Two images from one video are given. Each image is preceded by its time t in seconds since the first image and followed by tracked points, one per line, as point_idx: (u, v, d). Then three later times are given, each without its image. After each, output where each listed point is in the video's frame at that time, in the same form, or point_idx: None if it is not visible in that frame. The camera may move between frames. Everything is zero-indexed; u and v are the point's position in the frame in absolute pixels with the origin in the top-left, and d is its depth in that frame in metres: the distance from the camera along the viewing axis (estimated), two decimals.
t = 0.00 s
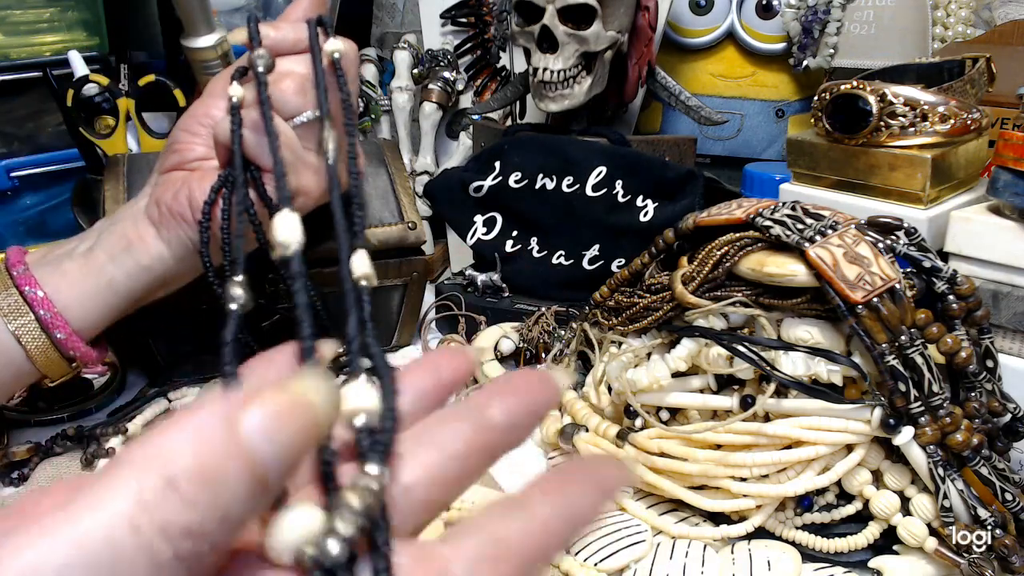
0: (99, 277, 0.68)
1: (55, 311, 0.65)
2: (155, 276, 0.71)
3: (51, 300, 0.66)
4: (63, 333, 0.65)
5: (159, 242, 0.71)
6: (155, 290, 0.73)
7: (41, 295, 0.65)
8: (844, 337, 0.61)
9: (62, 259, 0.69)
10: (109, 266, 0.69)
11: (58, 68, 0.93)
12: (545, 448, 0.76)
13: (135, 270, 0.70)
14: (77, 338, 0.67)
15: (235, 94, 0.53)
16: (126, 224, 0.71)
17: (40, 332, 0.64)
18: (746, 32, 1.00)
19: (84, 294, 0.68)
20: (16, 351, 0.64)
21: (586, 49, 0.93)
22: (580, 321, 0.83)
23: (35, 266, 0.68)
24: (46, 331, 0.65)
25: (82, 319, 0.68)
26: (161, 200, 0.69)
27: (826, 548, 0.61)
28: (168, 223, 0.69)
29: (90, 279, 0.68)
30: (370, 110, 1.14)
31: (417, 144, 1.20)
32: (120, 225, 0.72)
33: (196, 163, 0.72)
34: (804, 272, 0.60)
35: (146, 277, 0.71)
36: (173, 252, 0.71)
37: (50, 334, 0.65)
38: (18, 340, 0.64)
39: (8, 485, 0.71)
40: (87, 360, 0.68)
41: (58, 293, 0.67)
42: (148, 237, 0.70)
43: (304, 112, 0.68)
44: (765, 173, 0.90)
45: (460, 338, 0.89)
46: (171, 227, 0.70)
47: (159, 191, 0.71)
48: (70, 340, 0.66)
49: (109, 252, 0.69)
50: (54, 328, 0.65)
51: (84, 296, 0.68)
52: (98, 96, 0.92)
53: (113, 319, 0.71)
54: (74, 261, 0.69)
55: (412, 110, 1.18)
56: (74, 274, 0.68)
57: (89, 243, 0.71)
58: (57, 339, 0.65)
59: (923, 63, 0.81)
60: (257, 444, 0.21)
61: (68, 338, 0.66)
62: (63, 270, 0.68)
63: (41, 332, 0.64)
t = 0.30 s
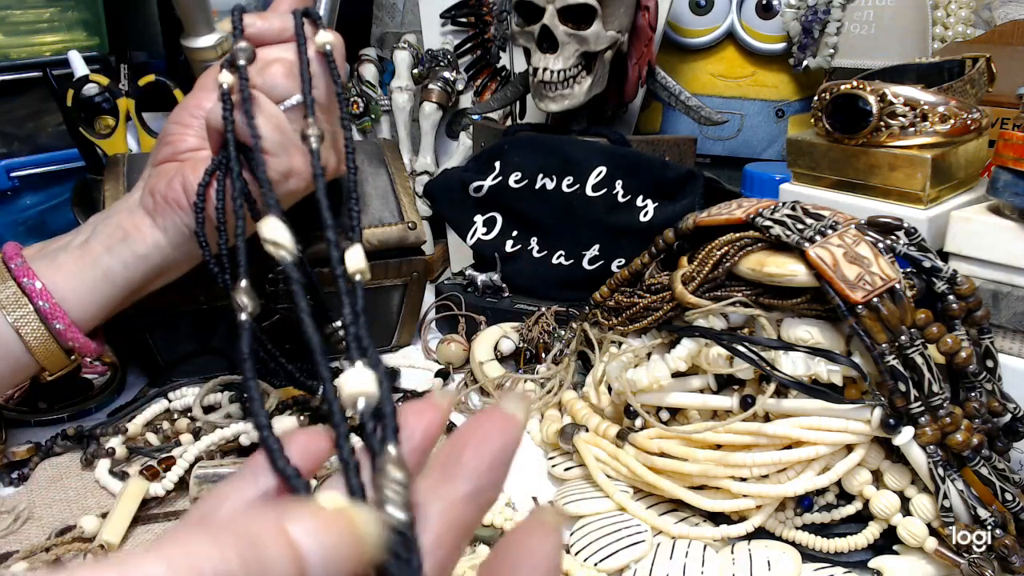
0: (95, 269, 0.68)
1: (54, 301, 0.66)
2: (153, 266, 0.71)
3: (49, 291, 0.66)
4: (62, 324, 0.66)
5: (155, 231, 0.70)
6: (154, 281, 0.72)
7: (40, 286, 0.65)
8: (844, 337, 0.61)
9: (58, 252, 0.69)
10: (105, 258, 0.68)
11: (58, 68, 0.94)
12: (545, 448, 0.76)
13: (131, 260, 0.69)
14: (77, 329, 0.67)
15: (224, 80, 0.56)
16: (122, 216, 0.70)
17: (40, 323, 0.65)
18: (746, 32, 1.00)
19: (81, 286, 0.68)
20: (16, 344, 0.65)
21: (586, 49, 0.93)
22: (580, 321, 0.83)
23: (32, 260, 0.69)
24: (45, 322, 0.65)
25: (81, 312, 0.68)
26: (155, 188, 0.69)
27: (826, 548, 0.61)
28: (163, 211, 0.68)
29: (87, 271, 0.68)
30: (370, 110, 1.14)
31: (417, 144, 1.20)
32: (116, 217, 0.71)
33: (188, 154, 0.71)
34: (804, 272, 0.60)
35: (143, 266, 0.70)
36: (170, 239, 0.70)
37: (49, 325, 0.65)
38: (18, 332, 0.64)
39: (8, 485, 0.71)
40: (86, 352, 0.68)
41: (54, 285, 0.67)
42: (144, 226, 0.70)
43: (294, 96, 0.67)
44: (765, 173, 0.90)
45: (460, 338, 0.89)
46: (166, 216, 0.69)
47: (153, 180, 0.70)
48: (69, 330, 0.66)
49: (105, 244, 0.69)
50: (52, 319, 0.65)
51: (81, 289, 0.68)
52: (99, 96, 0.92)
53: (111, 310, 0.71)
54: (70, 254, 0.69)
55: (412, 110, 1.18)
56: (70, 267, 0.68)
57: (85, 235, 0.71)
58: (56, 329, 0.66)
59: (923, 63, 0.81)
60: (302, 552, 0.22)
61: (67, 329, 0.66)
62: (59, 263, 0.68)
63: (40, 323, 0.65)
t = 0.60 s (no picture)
0: (86, 270, 0.67)
1: (44, 304, 0.65)
2: (145, 267, 0.70)
3: (39, 293, 0.66)
4: (52, 326, 0.65)
5: (147, 230, 0.69)
6: (147, 281, 0.72)
7: (29, 288, 0.65)
8: (846, 337, 0.61)
9: (48, 252, 0.68)
10: (97, 258, 0.68)
11: (55, 66, 0.93)
12: (545, 449, 0.76)
13: (123, 260, 0.68)
14: (68, 332, 0.67)
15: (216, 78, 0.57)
16: (114, 215, 0.69)
17: (29, 326, 0.65)
18: (748, 30, 1.00)
19: (72, 288, 0.67)
20: (6, 347, 0.65)
21: (586, 47, 0.92)
22: (580, 321, 0.82)
23: (21, 260, 0.68)
24: (35, 324, 0.65)
25: (72, 312, 0.67)
26: (147, 187, 0.68)
27: (829, 551, 0.60)
28: (155, 210, 0.67)
29: (78, 272, 0.67)
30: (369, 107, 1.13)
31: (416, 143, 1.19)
32: (108, 216, 0.70)
33: (181, 150, 0.70)
34: (806, 272, 0.60)
35: (135, 267, 0.69)
36: (162, 239, 0.69)
37: (39, 327, 0.65)
38: (8, 336, 0.64)
39: (3, 487, 0.71)
40: (77, 354, 0.68)
41: (45, 286, 0.66)
42: (136, 225, 0.69)
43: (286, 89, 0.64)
44: (766, 172, 0.89)
45: (459, 337, 0.89)
46: (158, 215, 0.68)
47: (145, 179, 0.69)
48: (59, 333, 0.66)
49: (96, 244, 0.68)
50: (43, 321, 0.65)
51: (73, 290, 0.67)
52: (94, 94, 0.90)
53: (103, 312, 0.70)
54: (61, 254, 0.68)
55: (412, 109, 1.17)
56: (61, 268, 0.67)
57: (77, 235, 0.70)
58: (46, 332, 0.65)
59: (926, 62, 0.80)
60: None
61: (57, 331, 0.66)
62: (50, 263, 0.67)
63: (30, 325, 0.65)
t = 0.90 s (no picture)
0: (89, 271, 0.68)
1: (47, 305, 0.66)
2: (148, 267, 0.70)
3: (43, 294, 0.66)
4: (55, 327, 0.66)
5: (150, 231, 0.69)
6: (150, 282, 0.72)
7: (32, 289, 0.66)
8: (844, 337, 0.61)
9: (52, 254, 0.69)
10: (99, 259, 0.68)
11: (58, 68, 0.94)
12: (545, 448, 0.76)
13: (126, 261, 0.69)
14: (71, 333, 0.68)
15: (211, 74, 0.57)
16: (116, 217, 0.70)
17: (33, 327, 0.65)
18: (746, 32, 1.01)
19: (76, 289, 0.68)
20: (10, 349, 0.65)
21: (586, 49, 0.93)
22: (580, 321, 0.83)
23: (25, 262, 0.68)
24: (38, 325, 0.66)
25: (75, 313, 0.68)
26: (149, 188, 0.68)
27: (826, 548, 0.61)
28: (156, 212, 0.68)
29: (81, 273, 0.68)
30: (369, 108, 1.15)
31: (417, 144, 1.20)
32: (110, 218, 0.71)
33: (180, 151, 0.70)
34: (804, 272, 0.60)
35: (138, 268, 0.70)
36: (164, 238, 0.69)
37: (42, 328, 0.66)
38: (13, 338, 0.65)
39: (8, 485, 0.71)
40: (80, 355, 0.68)
41: (48, 288, 0.67)
42: (139, 227, 0.69)
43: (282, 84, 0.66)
44: (765, 173, 0.90)
45: (460, 337, 0.89)
46: (159, 214, 0.68)
47: (146, 180, 0.69)
48: (62, 334, 0.66)
49: (99, 245, 0.69)
50: (45, 322, 0.66)
51: (76, 290, 0.68)
52: (98, 95, 0.90)
53: (107, 313, 0.71)
54: (64, 256, 0.69)
55: (412, 111, 1.18)
56: (64, 270, 0.68)
57: (81, 236, 0.70)
58: (49, 333, 0.66)
59: (924, 63, 0.81)
60: None
61: (60, 332, 0.66)
62: (53, 265, 0.68)
63: (33, 326, 0.65)
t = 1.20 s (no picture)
0: (88, 270, 0.68)
1: (46, 305, 0.66)
2: (147, 265, 0.70)
3: (42, 294, 0.66)
4: (54, 327, 0.66)
5: (148, 229, 0.69)
6: (150, 280, 0.72)
7: (32, 289, 0.66)
8: (844, 337, 0.61)
9: (51, 253, 0.69)
10: (99, 258, 0.68)
11: (59, 68, 0.94)
12: (545, 448, 0.76)
13: (126, 260, 0.69)
14: (70, 333, 0.68)
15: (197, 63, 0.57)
16: (115, 216, 0.70)
17: (32, 327, 0.65)
18: (746, 33, 1.01)
19: (75, 288, 0.68)
20: (10, 349, 0.65)
21: (585, 49, 0.93)
22: (580, 321, 0.83)
23: (24, 262, 0.68)
24: (37, 325, 0.66)
25: (75, 312, 0.68)
26: (145, 186, 0.68)
27: (826, 548, 0.61)
28: (154, 207, 0.68)
29: (81, 273, 0.68)
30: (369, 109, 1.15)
31: (417, 144, 1.20)
32: (109, 217, 0.71)
33: (174, 148, 0.69)
34: (804, 273, 0.60)
35: (138, 265, 0.70)
36: (164, 236, 0.69)
37: (41, 328, 0.66)
38: (13, 338, 0.65)
39: (8, 485, 0.72)
40: (79, 355, 0.68)
41: (48, 287, 0.67)
42: (138, 225, 0.69)
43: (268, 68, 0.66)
44: (765, 173, 0.90)
45: (460, 337, 0.89)
46: (157, 211, 0.68)
47: (142, 178, 0.69)
48: (61, 333, 0.66)
49: (98, 244, 0.69)
50: (44, 321, 0.66)
51: (75, 288, 0.68)
52: (99, 96, 0.90)
53: (106, 311, 0.71)
54: (63, 255, 0.69)
55: (412, 111, 1.18)
56: (64, 269, 0.68)
57: (79, 236, 0.70)
58: (47, 332, 0.66)
59: (923, 63, 0.81)
60: None
61: (59, 331, 0.66)
62: (52, 264, 0.68)
63: (32, 326, 0.65)
